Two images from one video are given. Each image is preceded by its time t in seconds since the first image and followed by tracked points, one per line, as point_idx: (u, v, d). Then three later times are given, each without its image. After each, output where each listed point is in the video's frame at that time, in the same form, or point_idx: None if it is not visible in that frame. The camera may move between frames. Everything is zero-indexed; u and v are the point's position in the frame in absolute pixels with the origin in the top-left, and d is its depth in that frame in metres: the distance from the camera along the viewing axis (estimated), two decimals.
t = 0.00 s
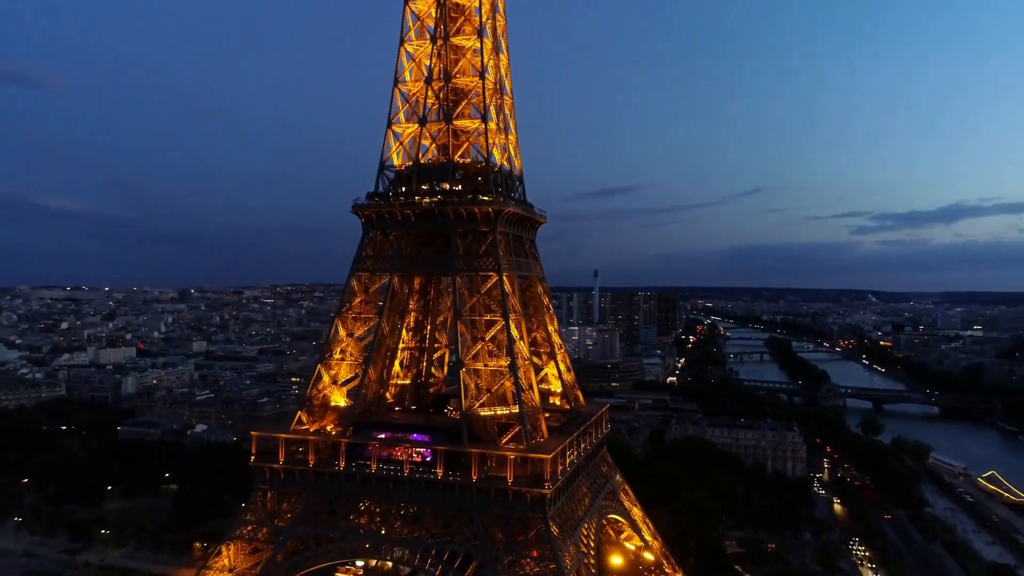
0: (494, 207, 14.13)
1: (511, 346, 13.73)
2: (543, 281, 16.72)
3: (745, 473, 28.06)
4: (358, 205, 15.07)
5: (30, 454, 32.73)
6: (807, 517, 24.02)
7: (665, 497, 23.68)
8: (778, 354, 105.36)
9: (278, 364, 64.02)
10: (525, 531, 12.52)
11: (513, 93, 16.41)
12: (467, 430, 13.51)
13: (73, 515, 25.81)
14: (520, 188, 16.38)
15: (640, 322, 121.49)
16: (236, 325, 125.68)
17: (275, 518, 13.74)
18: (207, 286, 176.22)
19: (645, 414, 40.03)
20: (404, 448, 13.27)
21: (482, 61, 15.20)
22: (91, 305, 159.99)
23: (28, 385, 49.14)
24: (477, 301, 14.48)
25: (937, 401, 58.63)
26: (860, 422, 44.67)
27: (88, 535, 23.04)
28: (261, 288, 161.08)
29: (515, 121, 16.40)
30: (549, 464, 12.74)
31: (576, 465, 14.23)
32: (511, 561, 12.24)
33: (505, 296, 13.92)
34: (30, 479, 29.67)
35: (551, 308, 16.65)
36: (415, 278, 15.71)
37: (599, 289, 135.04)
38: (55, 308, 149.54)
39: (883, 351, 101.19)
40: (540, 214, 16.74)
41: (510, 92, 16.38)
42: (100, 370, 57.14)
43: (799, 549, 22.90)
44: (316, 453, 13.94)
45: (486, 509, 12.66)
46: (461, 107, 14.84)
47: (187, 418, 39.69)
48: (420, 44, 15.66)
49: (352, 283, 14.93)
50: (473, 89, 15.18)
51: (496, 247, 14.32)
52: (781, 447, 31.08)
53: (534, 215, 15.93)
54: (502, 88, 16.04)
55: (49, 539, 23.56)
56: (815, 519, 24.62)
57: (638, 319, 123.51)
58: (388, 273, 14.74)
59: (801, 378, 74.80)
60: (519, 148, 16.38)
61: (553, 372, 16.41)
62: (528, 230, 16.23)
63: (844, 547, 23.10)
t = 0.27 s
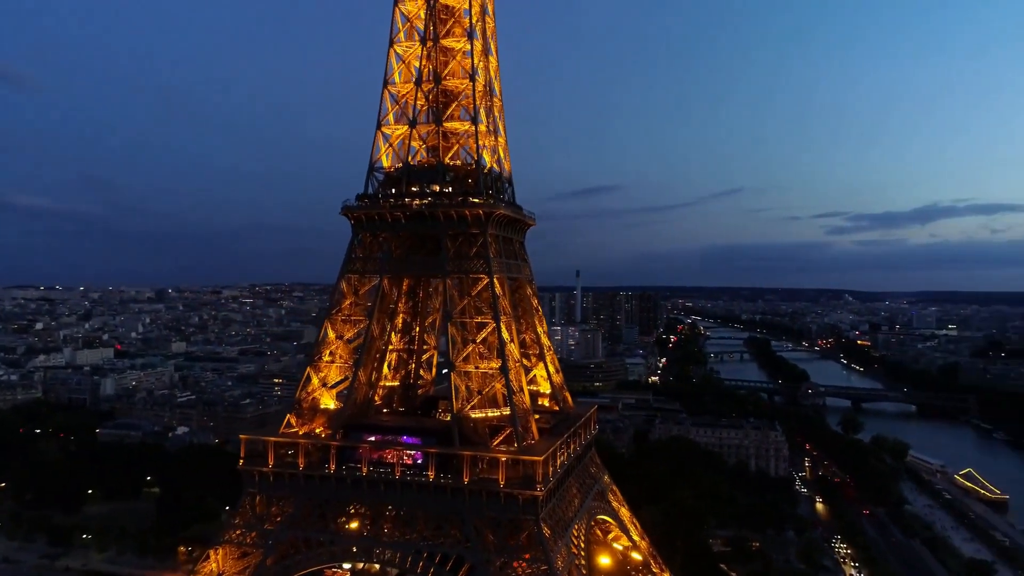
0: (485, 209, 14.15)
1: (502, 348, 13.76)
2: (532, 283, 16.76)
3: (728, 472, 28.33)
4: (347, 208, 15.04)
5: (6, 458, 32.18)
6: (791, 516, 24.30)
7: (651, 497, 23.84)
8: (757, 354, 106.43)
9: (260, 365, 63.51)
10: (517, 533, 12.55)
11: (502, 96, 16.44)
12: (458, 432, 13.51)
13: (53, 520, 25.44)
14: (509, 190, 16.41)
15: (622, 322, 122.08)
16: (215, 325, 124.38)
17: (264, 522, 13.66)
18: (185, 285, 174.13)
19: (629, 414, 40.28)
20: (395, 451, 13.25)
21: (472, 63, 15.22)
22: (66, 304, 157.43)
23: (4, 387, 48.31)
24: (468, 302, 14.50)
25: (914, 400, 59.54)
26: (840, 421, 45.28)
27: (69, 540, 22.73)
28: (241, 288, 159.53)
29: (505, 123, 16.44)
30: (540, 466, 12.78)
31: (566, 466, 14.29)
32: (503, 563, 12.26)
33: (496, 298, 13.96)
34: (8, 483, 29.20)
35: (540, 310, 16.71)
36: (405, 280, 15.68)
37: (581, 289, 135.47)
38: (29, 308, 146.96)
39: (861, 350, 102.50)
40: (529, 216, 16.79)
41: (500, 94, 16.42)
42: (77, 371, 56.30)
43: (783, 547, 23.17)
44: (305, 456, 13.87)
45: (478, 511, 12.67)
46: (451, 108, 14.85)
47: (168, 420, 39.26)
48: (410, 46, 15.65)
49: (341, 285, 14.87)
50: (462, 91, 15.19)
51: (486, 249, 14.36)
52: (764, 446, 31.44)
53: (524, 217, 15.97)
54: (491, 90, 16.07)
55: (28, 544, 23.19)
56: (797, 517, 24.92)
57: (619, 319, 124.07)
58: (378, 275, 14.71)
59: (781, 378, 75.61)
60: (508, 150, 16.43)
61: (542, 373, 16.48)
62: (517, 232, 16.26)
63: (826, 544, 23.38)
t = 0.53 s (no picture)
0: (477, 212, 14.18)
1: (493, 351, 13.79)
2: (522, 285, 16.77)
3: (713, 472, 28.58)
4: (337, 209, 14.98)
5: None
6: (775, 515, 24.58)
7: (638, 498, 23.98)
8: (738, 354, 107.29)
9: (242, 367, 62.92)
10: (510, 535, 12.59)
11: (492, 98, 16.46)
12: (451, 435, 13.52)
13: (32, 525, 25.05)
14: (499, 193, 16.42)
15: (604, 322, 122.48)
16: (194, 326, 122.95)
17: (254, 527, 13.55)
18: (163, 285, 171.86)
19: (614, 414, 40.50)
20: (386, 454, 13.22)
21: (463, 66, 15.21)
22: (40, 305, 154.61)
23: None
24: (460, 305, 14.53)
25: (892, 399, 60.46)
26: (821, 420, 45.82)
27: (50, 546, 22.40)
28: (219, 288, 157.79)
29: (494, 125, 16.46)
30: (532, 468, 12.81)
31: (556, 468, 14.34)
32: (495, 565, 12.31)
33: (487, 301, 13.98)
34: None
35: (529, 312, 16.71)
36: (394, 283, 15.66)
37: (564, 290, 135.74)
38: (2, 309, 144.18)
39: (839, 350, 103.84)
40: (519, 218, 16.82)
41: (489, 97, 16.42)
42: (54, 374, 55.39)
43: (768, 546, 23.41)
44: (296, 460, 13.80)
45: (471, 513, 12.69)
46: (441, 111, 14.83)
47: (149, 423, 38.80)
48: (400, 48, 15.62)
49: (331, 287, 14.81)
50: (453, 93, 15.18)
51: (477, 252, 14.39)
52: (748, 445, 31.77)
53: (514, 220, 15.99)
54: (481, 93, 16.07)
55: (8, 550, 22.81)
56: (782, 516, 25.19)
57: (602, 319, 124.47)
58: (369, 277, 14.67)
59: (763, 377, 76.33)
60: (498, 153, 16.44)
61: (531, 375, 16.52)
62: (506, 234, 16.27)
63: (810, 543, 23.68)
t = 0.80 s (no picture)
0: (470, 214, 14.18)
1: (486, 353, 13.81)
2: (513, 286, 16.78)
3: (701, 472, 28.79)
4: (329, 211, 14.92)
5: None
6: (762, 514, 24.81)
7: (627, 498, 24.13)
8: (721, 353, 108.12)
9: (225, 368, 62.44)
10: (504, 537, 12.60)
11: (483, 101, 16.45)
12: (444, 437, 13.53)
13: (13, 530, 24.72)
14: (491, 194, 16.41)
15: (589, 322, 122.84)
16: (175, 326, 121.68)
17: (245, 530, 13.48)
18: (142, 285, 169.83)
19: (600, 414, 40.69)
20: (380, 457, 13.20)
21: (455, 68, 15.19)
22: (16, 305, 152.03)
23: None
24: (453, 307, 14.55)
25: (873, 398, 61.21)
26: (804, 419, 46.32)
27: (34, 551, 22.13)
28: (201, 288, 156.28)
29: (486, 128, 16.46)
30: (526, 470, 12.85)
31: (549, 470, 14.39)
32: (491, 567, 12.34)
33: (480, 302, 14.00)
34: None
35: (521, 314, 16.73)
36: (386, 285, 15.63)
37: (548, 290, 135.99)
38: None
39: (820, 349, 104.91)
40: (510, 220, 16.82)
41: (481, 99, 16.42)
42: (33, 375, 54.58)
43: (755, 544, 23.62)
44: (288, 463, 13.73)
45: (465, 516, 12.70)
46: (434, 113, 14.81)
47: (132, 425, 38.38)
48: (392, 49, 15.57)
49: (323, 289, 14.77)
50: (445, 95, 15.15)
51: (470, 254, 14.40)
52: (734, 445, 32.06)
53: (506, 222, 16.00)
54: (473, 95, 16.06)
55: None
56: (768, 515, 25.44)
57: (586, 319, 124.84)
58: (361, 279, 14.63)
59: (746, 377, 77.04)
60: (489, 155, 16.43)
61: (523, 376, 16.56)
62: (498, 236, 16.27)
63: (796, 542, 23.90)
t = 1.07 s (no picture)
0: (464, 217, 14.20)
1: (479, 356, 13.85)
2: (505, 288, 16.80)
3: (687, 472, 28.99)
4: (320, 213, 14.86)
5: None
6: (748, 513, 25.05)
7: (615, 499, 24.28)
8: (704, 353, 108.85)
9: (208, 368, 61.87)
10: (497, 539, 12.63)
11: (475, 103, 16.46)
12: (437, 439, 13.54)
13: None
14: (482, 197, 16.43)
15: (573, 322, 123.13)
16: (154, 326, 120.23)
17: (236, 534, 13.40)
18: (121, 285, 167.54)
19: (586, 414, 40.88)
20: (372, 459, 13.18)
21: (447, 70, 15.19)
22: None
23: None
24: (446, 309, 14.57)
25: (854, 397, 61.93)
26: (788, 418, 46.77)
27: (16, 556, 21.84)
28: (180, 288, 154.28)
29: (477, 130, 16.46)
30: (520, 472, 12.88)
31: (541, 472, 14.44)
32: (485, 569, 12.35)
33: (473, 305, 14.03)
34: None
35: (512, 316, 16.76)
36: (378, 287, 15.61)
37: (532, 290, 136.10)
38: None
39: (802, 349, 105.96)
40: (501, 222, 16.84)
41: (472, 101, 16.43)
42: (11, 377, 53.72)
43: (742, 544, 23.84)
44: (280, 466, 13.67)
45: (458, 518, 12.72)
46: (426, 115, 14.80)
47: (114, 427, 37.94)
48: (384, 51, 15.54)
49: (315, 292, 14.73)
50: (437, 98, 15.15)
51: (463, 256, 14.42)
52: (720, 444, 32.35)
53: (498, 224, 16.03)
54: (465, 97, 16.06)
55: None
56: (754, 514, 25.70)
57: (570, 319, 125.10)
58: (353, 281, 14.61)
59: (729, 377, 77.62)
60: (481, 157, 16.44)
61: (515, 378, 16.58)
62: (490, 238, 16.29)
63: (782, 541, 24.16)
